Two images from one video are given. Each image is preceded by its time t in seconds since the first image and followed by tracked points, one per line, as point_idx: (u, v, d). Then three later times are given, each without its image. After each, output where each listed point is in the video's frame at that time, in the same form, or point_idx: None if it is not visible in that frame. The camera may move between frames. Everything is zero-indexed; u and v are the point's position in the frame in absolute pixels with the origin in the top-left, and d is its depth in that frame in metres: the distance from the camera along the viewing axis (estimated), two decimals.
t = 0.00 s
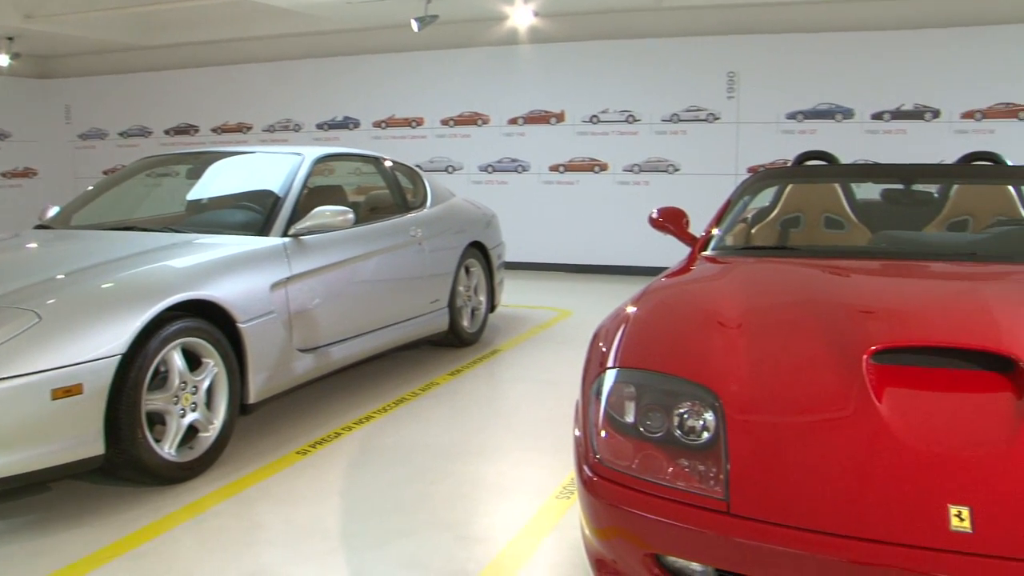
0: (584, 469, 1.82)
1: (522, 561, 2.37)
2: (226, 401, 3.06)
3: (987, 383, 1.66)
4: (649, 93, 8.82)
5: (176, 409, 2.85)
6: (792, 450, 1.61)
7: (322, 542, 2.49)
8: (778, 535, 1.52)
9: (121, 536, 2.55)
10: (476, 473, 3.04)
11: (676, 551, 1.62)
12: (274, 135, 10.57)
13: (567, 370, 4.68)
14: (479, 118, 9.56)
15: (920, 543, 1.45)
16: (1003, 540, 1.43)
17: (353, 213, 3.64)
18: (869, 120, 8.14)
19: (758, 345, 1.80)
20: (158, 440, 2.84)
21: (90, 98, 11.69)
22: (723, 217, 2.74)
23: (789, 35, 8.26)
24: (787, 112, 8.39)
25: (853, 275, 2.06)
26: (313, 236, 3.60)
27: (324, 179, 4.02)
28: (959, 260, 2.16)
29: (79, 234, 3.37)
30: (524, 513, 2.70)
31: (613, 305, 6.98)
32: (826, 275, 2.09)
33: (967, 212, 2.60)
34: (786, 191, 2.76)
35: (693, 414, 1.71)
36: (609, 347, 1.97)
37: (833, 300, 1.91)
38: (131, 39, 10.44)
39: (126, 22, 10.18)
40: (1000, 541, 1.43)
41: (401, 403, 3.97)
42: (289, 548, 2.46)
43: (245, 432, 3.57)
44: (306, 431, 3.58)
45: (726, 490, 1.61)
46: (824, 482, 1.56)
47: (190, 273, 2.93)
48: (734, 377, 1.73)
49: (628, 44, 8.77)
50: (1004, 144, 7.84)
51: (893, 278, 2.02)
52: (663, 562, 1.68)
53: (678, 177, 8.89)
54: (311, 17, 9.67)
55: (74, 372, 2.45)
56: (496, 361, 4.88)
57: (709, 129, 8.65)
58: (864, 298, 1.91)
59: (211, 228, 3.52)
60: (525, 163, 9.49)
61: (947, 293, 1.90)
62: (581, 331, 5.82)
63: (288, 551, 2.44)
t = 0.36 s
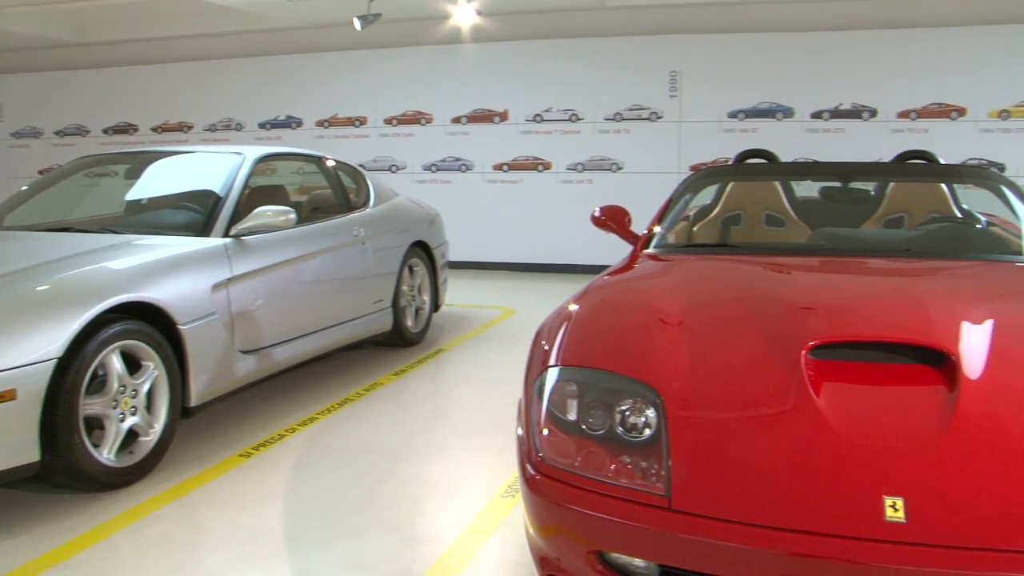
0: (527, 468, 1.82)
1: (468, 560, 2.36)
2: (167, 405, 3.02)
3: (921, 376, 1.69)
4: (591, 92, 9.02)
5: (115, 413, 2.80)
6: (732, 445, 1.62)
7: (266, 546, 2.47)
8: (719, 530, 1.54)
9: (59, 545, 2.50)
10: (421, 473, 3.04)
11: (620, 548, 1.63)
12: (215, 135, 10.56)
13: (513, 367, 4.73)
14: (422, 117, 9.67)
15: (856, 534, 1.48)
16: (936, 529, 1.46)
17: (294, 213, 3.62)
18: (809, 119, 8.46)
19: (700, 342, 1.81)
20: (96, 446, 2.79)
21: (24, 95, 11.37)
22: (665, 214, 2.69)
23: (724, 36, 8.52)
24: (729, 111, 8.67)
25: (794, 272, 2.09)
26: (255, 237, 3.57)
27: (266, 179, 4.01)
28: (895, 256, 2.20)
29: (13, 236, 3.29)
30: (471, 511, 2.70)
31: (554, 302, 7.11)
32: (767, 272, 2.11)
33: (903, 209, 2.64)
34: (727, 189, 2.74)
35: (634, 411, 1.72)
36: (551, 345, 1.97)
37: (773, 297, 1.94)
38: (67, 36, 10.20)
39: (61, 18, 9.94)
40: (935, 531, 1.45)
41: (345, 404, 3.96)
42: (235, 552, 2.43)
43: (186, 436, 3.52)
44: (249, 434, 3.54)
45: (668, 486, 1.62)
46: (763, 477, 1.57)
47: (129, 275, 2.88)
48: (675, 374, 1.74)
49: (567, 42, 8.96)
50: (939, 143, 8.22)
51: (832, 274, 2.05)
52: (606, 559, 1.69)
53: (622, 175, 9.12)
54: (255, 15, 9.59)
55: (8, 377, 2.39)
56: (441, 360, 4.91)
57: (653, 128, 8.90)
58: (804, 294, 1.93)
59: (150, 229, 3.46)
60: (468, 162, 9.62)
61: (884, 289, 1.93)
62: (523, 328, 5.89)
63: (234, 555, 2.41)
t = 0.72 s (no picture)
0: (460, 468, 1.82)
1: (404, 561, 2.36)
2: (94, 412, 2.96)
3: (848, 370, 1.72)
4: (525, 93, 9.10)
5: (39, 421, 2.73)
6: (664, 442, 1.64)
7: (196, 553, 2.43)
8: (652, 526, 1.55)
9: None
10: (355, 476, 3.02)
11: (553, 547, 1.64)
12: (144, 135, 10.38)
13: (447, 368, 4.75)
14: (355, 117, 9.63)
15: (785, 527, 1.50)
16: (861, 520, 1.49)
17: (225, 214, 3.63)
18: (740, 119, 8.66)
19: (631, 341, 1.83)
20: (20, 456, 2.72)
21: None
22: (597, 213, 2.70)
23: (654, 36, 8.70)
24: (661, 111, 8.83)
25: (725, 271, 2.12)
26: (185, 238, 3.53)
27: (198, 180, 3.97)
28: (824, 253, 2.24)
29: None
30: (406, 512, 2.70)
31: (486, 302, 7.15)
32: (699, 271, 2.14)
33: (830, 207, 2.73)
34: (658, 188, 2.77)
35: (566, 409, 1.73)
36: (483, 345, 1.98)
37: (705, 295, 1.96)
38: None
39: None
40: (861, 522, 1.48)
41: (279, 407, 3.93)
42: (163, 561, 2.38)
43: (114, 443, 3.45)
44: (179, 439, 3.49)
45: (600, 484, 1.63)
46: (693, 473, 1.59)
47: (53, 278, 2.81)
48: (607, 372, 1.76)
49: (500, 42, 9.04)
50: (865, 143, 8.49)
51: (763, 272, 2.09)
52: (540, 558, 1.70)
53: (555, 175, 9.23)
54: (186, 13, 9.46)
55: None
56: (374, 361, 4.90)
57: (585, 128, 9.02)
58: (735, 292, 1.96)
59: (74, 231, 3.38)
60: (402, 162, 9.63)
61: (812, 287, 1.97)
62: (457, 329, 5.91)
63: (162, 564, 2.36)
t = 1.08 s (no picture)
0: (386, 471, 1.81)
1: (333, 564, 2.35)
2: (8, 420, 2.87)
3: (768, 366, 1.75)
4: (452, 94, 9.24)
5: None
6: (590, 440, 1.65)
7: (119, 564, 2.38)
8: (579, 524, 1.56)
9: None
10: (284, 479, 3.00)
11: (481, 547, 1.64)
12: (61, 135, 10.12)
13: (373, 369, 4.76)
14: (281, 117, 9.60)
15: (708, 522, 1.53)
16: (779, 513, 1.52)
17: (145, 216, 3.61)
18: (666, 119, 8.98)
19: (558, 340, 1.84)
20: None
21: None
22: (523, 213, 2.68)
23: (575, 36, 8.99)
24: (587, 112, 9.09)
25: (652, 268, 2.14)
26: (105, 241, 3.46)
27: (118, 182, 3.94)
28: (747, 251, 2.27)
29: None
30: (334, 515, 2.69)
31: (410, 303, 7.20)
32: (626, 269, 2.15)
33: (753, 205, 2.75)
34: (584, 188, 2.78)
35: (492, 409, 1.73)
36: (408, 345, 1.97)
37: (632, 293, 1.98)
38: None
39: None
40: (779, 515, 1.52)
41: (205, 412, 3.89)
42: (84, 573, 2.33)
43: (32, 453, 3.36)
44: (101, 447, 3.42)
45: (526, 483, 1.64)
46: (618, 469, 1.61)
47: None
48: (533, 371, 1.76)
49: (427, 42, 9.17)
50: (789, 143, 8.88)
51: (688, 270, 2.11)
52: (467, 558, 1.70)
53: (482, 175, 9.37)
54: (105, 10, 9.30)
55: None
56: (302, 363, 4.89)
57: (511, 128, 9.19)
58: (661, 290, 1.98)
59: None
60: (329, 163, 9.59)
61: (735, 284, 2.00)
62: (385, 330, 5.94)
63: None
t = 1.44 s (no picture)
0: (309, 475, 1.79)
1: (257, 571, 2.33)
2: None
3: (688, 363, 1.77)
4: (376, 95, 9.21)
5: None
6: (513, 439, 1.65)
7: None
8: (503, 524, 1.56)
9: None
10: (208, 486, 2.96)
11: (406, 549, 1.63)
12: None
13: (296, 371, 4.74)
14: (201, 118, 9.46)
15: (630, 518, 1.54)
16: (698, 508, 1.55)
17: (59, 219, 3.52)
18: (588, 119, 9.08)
19: (480, 340, 1.84)
20: None
21: None
22: (445, 213, 2.67)
23: (494, 37, 9.01)
24: (510, 111, 9.14)
25: (575, 267, 2.15)
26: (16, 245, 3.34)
27: (31, 184, 3.86)
28: (668, 250, 2.30)
29: None
30: (258, 521, 2.66)
31: (334, 303, 7.23)
32: (550, 269, 2.16)
33: (674, 204, 2.83)
34: (507, 187, 2.77)
35: (414, 410, 1.72)
36: (330, 347, 1.95)
37: (557, 292, 1.98)
38: None
39: None
40: (699, 509, 1.54)
41: (124, 419, 3.81)
42: None
43: None
44: (14, 458, 3.32)
45: (449, 484, 1.63)
46: (541, 468, 1.61)
47: None
48: (456, 372, 1.76)
49: (349, 43, 9.11)
50: (708, 143, 9.07)
51: (613, 268, 2.13)
52: (392, 560, 1.70)
53: (406, 175, 9.34)
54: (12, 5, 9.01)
55: None
56: (226, 367, 4.85)
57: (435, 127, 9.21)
58: (585, 289, 1.99)
59: None
60: (251, 164, 9.47)
61: (658, 282, 2.01)
62: (308, 331, 5.94)
63: None
